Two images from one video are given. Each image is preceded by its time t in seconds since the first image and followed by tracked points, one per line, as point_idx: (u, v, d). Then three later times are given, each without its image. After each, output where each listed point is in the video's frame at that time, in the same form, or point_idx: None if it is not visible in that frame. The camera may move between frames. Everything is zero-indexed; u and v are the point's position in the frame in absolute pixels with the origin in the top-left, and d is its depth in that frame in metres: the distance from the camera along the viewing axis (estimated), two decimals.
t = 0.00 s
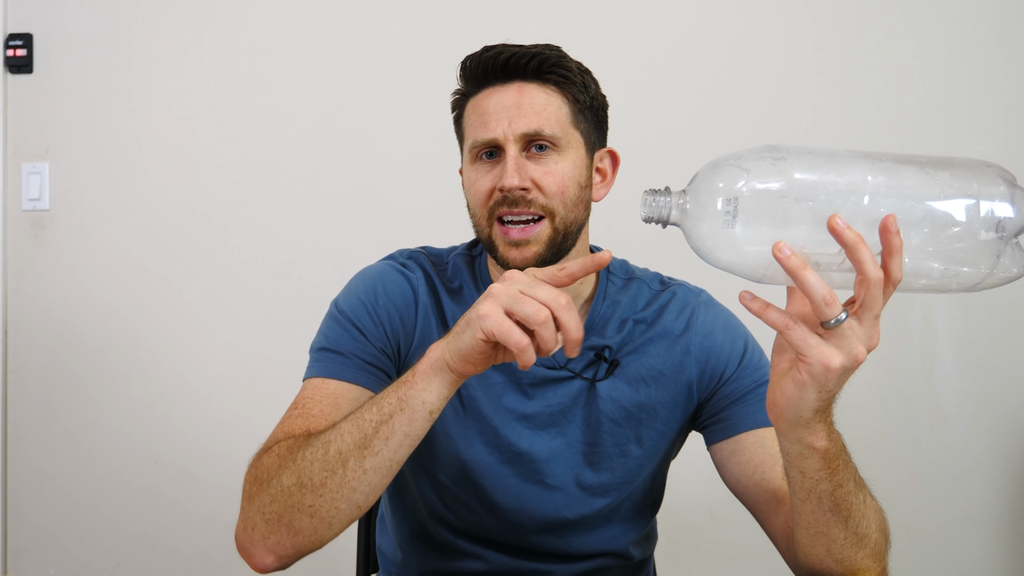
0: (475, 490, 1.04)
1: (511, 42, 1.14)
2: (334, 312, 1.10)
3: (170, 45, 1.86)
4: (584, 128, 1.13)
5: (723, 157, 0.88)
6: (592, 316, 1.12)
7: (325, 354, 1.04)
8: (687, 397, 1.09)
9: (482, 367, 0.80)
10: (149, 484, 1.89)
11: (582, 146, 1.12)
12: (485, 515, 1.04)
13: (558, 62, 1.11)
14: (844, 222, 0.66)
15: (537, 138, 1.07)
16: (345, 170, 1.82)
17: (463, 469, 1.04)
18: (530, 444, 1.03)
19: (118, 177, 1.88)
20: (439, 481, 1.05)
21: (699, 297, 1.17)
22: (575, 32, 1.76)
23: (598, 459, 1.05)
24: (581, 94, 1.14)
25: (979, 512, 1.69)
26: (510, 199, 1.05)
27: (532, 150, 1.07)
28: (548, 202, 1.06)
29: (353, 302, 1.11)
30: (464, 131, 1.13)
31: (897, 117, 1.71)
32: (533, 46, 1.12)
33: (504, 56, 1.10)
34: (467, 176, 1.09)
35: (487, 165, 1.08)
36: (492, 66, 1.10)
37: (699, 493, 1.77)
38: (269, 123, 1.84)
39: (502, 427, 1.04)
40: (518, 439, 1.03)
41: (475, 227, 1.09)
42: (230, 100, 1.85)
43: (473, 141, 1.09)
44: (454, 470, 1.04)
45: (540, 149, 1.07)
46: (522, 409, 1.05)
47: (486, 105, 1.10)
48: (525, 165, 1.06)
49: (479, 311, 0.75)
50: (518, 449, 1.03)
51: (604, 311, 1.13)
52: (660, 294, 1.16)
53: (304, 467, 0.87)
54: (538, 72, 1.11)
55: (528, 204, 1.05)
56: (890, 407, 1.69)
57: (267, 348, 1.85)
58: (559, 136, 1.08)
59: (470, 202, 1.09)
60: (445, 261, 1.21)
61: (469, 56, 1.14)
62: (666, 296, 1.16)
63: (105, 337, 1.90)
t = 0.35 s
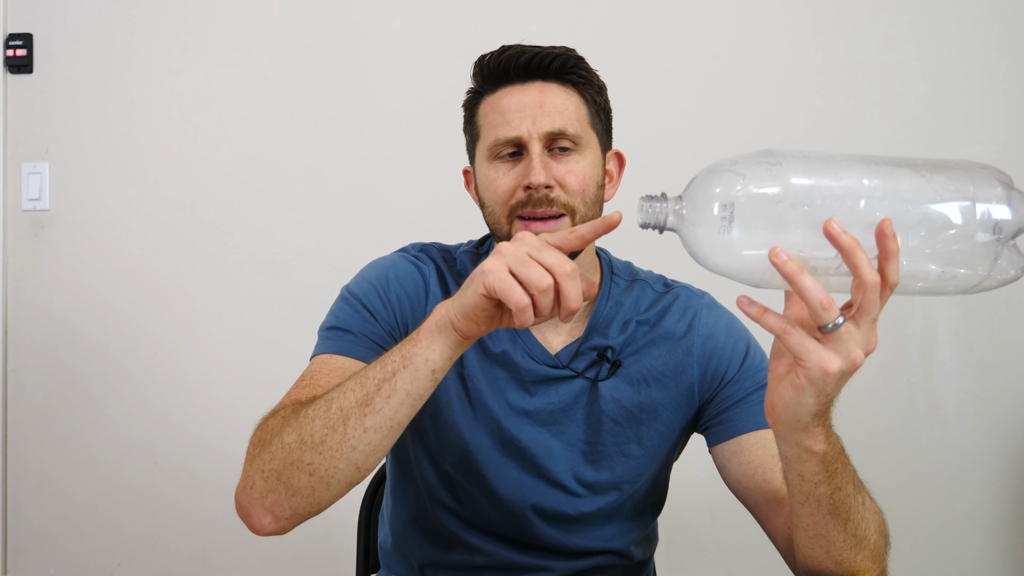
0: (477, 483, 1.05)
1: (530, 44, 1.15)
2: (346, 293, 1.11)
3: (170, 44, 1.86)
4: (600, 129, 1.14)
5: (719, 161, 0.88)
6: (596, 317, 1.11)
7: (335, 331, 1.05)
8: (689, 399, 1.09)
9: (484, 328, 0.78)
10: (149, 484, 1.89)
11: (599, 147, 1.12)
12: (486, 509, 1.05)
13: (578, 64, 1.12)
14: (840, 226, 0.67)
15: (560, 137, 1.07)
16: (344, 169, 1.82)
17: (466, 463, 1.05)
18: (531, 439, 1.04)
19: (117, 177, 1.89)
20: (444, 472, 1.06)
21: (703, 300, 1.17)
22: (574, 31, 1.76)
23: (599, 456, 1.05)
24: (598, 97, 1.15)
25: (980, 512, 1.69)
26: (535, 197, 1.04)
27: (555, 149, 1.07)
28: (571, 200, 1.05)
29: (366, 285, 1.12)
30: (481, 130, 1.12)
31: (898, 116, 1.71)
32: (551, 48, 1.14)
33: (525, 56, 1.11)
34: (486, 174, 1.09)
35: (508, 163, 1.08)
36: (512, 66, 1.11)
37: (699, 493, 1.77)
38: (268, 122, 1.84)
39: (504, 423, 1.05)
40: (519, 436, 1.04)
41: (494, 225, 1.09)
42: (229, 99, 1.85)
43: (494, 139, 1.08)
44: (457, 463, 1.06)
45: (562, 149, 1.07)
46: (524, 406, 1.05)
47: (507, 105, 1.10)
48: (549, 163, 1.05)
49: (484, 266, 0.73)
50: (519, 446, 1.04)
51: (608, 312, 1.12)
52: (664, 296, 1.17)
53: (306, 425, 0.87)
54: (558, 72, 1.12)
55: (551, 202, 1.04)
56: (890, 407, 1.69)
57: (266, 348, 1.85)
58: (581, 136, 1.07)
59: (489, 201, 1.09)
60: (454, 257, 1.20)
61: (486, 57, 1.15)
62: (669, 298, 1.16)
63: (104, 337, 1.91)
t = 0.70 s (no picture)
0: (475, 480, 1.05)
1: (528, 45, 1.15)
2: (350, 284, 1.11)
3: (169, 44, 1.86)
4: (598, 130, 1.14)
5: (714, 165, 0.87)
6: (595, 316, 1.11)
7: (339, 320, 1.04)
8: (688, 399, 1.09)
9: (498, 307, 0.78)
10: (149, 484, 1.89)
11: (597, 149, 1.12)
12: (485, 507, 1.05)
13: (576, 66, 1.12)
14: (837, 228, 0.66)
15: (556, 140, 1.06)
16: (344, 169, 1.82)
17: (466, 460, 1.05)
18: (529, 438, 1.04)
19: (117, 178, 1.89)
20: (444, 471, 1.07)
21: (702, 300, 1.17)
22: (573, 31, 1.76)
23: (598, 454, 1.05)
24: (596, 99, 1.14)
25: (980, 512, 1.69)
26: (530, 199, 1.05)
27: (551, 151, 1.06)
28: (566, 202, 1.05)
29: (370, 277, 1.12)
30: (478, 131, 1.13)
31: (898, 116, 1.71)
32: (549, 49, 1.13)
33: (521, 58, 1.11)
34: (482, 176, 1.09)
35: (504, 165, 1.08)
36: (508, 68, 1.11)
37: (699, 493, 1.77)
38: (268, 122, 1.84)
39: (503, 422, 1.05)
40: (518, 434, 1.04)
41: (490, 226, 1.10)
42: (229, 99, 1.85)
43: (490, 142, 1.08)
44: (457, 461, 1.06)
45: (558, 151, 1.06)
46: (523, 405, 1.05)
47: (504, 107, 1.09)
48: (545, 165, 1.05)
49: (500, 241, 0.72)
50: (518, 444, 1.04)
51: (607, 312, 1.12)
52: (663, 296, 1.17)
53: (315, 403, 0.87)
54: (556, 74, 1.11)
55: (546, 204, 1.05)
56: (890, 407, 1.69)
57: (266, 349, 1.85)
58: (577, 138, 1.07)
59: (485, 202, 1.10)
60: (456, 254, 1.21)
61: (483, 58, 1.15)
62: (668, 298, 1.16)
63: (104, 337, 1.91)
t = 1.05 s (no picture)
0: (476, 481, 1.05)
1: (532, 45, 1.16)
2: (351, 289, 1.11)
3: (170, 44, 1.86)
4: (602, 131, 1.14)
5: (716, 162, 0.88)
6: (596, 317, 1.11)
7: (341, 329, 1.05)
8: (690, 400, 1.09)
9: (478, 327, 0.77)
10: (149, 484, 1.89)
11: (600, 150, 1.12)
12: (487, 507, 1.05)
13: (580, 65, 1.12)
14: (839, 223, 0.67)
15: (560, 139, 1.07)
16: (344, 169, 1.82)
17: (467, 461, 1.05)
18: (530, 439, 1.04)
19: (117, 177, 1.89)
20: (444, 471, 1.06)
21: (703, 300, 1.18)
22: (573, 31, 1.76)
23: (600, 455, 1.05)
24: (600, 100, 1.15)
25: (980, 512, 1.69)
26: (534, 199, 1.04)
27: (555, 150, 1.07)
28: (569, 202, 1.04)
29: (371, 281, 1.12)
30: (481, 131, 1.13)
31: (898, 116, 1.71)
32: (553, 50, 1.14)
33: (525, 58, 1.12)
34: (486, 175, 1.09)
35: (508, 164, 1.08)
36: (513, 67, 1.12)
37: (699, 493, 1.77)
38: (268, 122, 1.84)
39: (504, 422, 1.05)
40: (519, 435, 1.04)
41: (492, 227, 1.09)
42: (229, 99, 1.85)
43: (494, 140, 1.08)
44: (458, 460, 1.05)
45: (562, 150, 1.06)
46: (524, 405, 1.05)
47: (508, 106, 1.10)
48: (549, 165, 1.05)
49: (466, 266, 0.71)
50: (519, 444, 1.04)
51: (608, 312, 1.13)
52: (664, 296, 1.17)
53: (312, 431, 0.87)
54: (560, 73, 1.12)
55: (549, 204, 1.04)
56: (890, 406, 1.69)
57: (266, 349, 1.85)
58: (581, 138, 1.07)
59: (489, 202, 1.09)
60: (457, 253, 1.21)
61: (488, 58, 1.15)
62: (669, 299, 1.16)
63: (104, 337, 1.90)
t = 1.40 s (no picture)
0: (475, 479, 1.05)
1: (538, 46, 1.16)
2: (351, 289, 1.11)
3: (170, 44, 1.86)
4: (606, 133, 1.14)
5: (716, 162, 0.88)
6: (597, 317, 1.12)
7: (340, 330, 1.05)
8: (691, 401, 1.09)
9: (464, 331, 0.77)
10: (149, 484, 1.89)
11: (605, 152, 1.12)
12: (486, 506, 1.05)
13: (586, 68, 1.12)
14: (837, 224, 0.66)
15: (565, 141, 1.07)
16: (343, 169, 1.82)
17: (467, 460, 1.05)
18: (530, 438, 1.04)
19: (117, 177, 1.89)
20: (444, 469, 1.06)
21: (704, 301, 1.18)
22: (573, 31, 1.76)
23: (600, 455, 1.05)
24: (604, 102, 1.15)
25: (980, 512, 1.69)
26: (539, 201, 1.04)
27: (560, 152, 1.07)
28: (575, 204, 1.05)
29: (370, 280, 1.12)
30: (485, 131, 1.12)
31: (898, 116, 1.71)
32: (559, 51, 1.14)
33: (532, 59, 1.11)
34: (490, 176, 1.09)
35: (512, 165, 1.08)
36: (519, 68, 1.11)
37: (699, 493, 1.77)
38: (268, 122, 1.84)
39: (503, 421, 1.04)
40: (519, 435, 1.04)
41: (496, 227, 1.09)
42: (229, 98, 1.85)
43: (499, 142, 1.08)
44: (458, 459, 1.05)
45: (567, 152, 1.07)
46: (524, 404, 1.05)
47: (513, 107, 1.09)
48: (553, 167, 1.05)
49: (454, 272, 0.71)
50: (519, 444, 1.04)
51: (609, 312, 1.13)
52: (665, 297, 1.17)
53: (300, 427, 0.86)
54: (566, 75, 1.12)
55: (554, 206, 1.04)
56: (890, 406, 1.69)
57: (266, 349, 1.85)
58: (586, 140, 1.08)
59: (492, 202, 1.09)
60: (458, 253, 1.21)
61: (493, 58, 1.15)
62: (670, 299, 1.16)
63: (105, 337, 1.91)
